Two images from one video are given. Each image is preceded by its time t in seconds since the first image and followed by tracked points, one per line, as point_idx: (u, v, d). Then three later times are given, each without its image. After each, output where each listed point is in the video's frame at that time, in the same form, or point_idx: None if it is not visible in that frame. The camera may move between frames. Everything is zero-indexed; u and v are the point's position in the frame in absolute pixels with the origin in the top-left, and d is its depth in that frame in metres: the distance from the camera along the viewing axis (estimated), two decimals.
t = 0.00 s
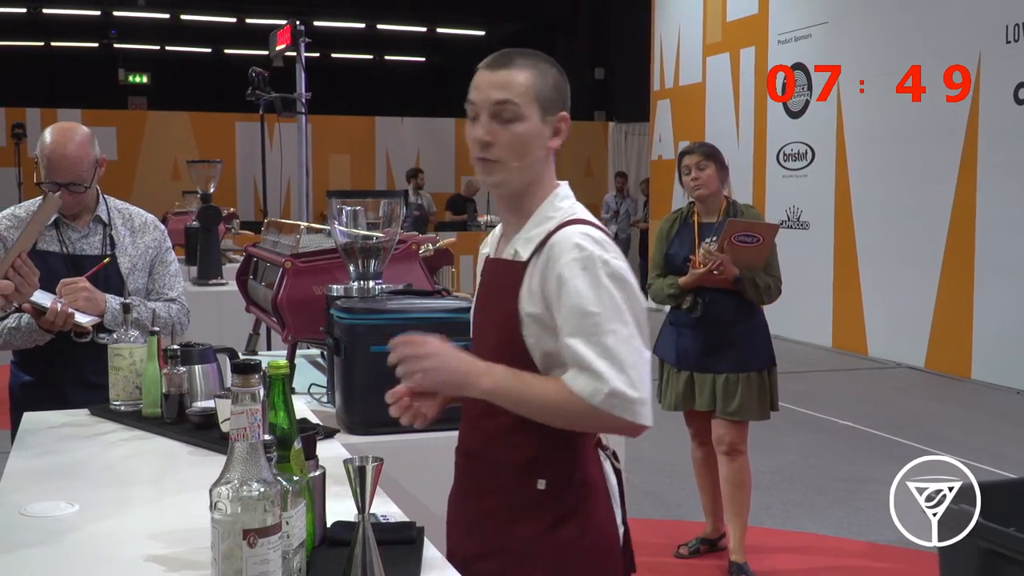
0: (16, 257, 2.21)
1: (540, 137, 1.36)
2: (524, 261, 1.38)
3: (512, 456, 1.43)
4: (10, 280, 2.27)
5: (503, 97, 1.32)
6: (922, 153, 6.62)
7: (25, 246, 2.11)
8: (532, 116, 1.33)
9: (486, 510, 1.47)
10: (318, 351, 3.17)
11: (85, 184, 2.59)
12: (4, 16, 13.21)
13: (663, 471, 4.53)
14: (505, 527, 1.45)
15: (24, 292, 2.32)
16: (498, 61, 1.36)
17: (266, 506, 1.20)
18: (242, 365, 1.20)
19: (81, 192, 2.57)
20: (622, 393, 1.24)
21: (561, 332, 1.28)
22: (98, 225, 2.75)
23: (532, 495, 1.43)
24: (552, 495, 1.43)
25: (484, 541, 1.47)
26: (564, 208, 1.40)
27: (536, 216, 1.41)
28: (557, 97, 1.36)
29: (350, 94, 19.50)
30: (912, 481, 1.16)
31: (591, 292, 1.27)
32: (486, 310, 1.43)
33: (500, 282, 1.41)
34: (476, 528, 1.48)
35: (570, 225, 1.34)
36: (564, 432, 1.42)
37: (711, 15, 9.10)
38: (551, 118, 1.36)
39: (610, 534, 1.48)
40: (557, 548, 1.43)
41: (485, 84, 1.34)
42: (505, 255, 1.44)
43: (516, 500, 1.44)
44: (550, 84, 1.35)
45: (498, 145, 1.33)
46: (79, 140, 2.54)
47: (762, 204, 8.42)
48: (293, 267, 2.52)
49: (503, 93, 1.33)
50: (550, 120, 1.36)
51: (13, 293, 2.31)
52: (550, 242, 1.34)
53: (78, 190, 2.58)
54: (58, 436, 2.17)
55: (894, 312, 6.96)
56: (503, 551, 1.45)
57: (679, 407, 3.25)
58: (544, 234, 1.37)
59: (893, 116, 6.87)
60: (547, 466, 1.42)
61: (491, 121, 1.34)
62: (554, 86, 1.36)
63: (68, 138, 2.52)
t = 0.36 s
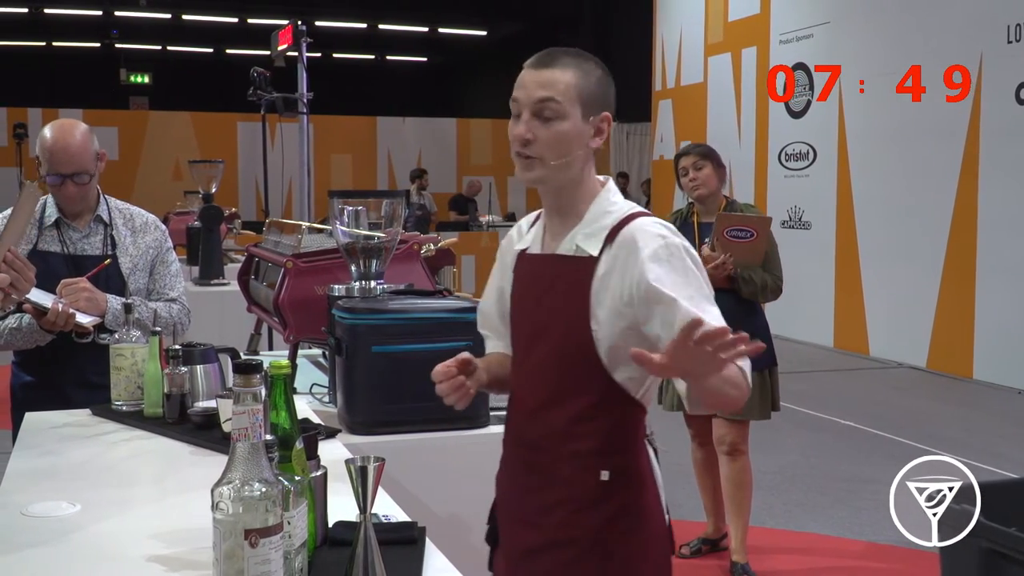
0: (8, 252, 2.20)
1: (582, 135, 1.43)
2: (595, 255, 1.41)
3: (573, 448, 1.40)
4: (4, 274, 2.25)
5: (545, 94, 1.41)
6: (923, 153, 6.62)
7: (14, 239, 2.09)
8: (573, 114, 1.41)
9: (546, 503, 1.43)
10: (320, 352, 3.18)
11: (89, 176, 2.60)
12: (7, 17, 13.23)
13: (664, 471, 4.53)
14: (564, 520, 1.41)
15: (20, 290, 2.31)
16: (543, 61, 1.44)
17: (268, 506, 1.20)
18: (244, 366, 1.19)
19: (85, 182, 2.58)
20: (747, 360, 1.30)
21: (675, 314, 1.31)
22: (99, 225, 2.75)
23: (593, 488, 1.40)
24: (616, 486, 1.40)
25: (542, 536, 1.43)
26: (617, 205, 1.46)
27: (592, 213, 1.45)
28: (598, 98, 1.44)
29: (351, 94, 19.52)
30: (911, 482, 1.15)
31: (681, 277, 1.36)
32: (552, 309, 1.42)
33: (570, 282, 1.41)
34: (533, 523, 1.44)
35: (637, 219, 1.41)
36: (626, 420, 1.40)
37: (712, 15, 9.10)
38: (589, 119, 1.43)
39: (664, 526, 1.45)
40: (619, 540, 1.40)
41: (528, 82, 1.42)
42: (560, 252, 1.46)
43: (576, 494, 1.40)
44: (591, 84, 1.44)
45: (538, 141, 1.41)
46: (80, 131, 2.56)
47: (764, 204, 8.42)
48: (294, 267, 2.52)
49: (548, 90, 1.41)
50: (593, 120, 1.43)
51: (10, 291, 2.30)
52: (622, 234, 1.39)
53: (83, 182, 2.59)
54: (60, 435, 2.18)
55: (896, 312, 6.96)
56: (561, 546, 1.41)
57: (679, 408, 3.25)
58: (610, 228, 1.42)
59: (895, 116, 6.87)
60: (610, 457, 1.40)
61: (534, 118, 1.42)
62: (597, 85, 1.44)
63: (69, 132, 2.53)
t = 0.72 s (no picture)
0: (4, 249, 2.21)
1: (599, 129, 1.50)
2: (613, 252, 1.48)
3: (598, 442, 1.51)
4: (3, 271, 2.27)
5: (561, 87, 1.52)
6: (924, 153, 6.62)
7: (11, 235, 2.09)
8: (586, 107, 1.50)
9: (573, 493, 1.54)
10: (322, 351, 3.18)
11: (99, 157, 2.65)
12: (8, 17, 13.24)
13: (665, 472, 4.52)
14: (587, 510, 1.52)
15: (19, 288, 2.33)
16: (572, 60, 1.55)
17: (269, 506, 1.20)
18: (245, 366, 1.18)
19: (96, 157, 2.62)
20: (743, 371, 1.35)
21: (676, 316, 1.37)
22: (100, 225, 2.74)
23: (615, 481, 1.50)
24: (637, 480, 1.50)
25: (569, 523, 1.55)
26: (648, 201, 1.51)
27: (620, 207, 1.52)
28: (620, 97, 1.51)
29: (352, 94, 19.53)
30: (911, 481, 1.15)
31: (693, 277, 1.40)
32: (581, 303, 1.52)
33: (594, 277, 1.50)
34: (563, 511, 1.56)
35: (660, 214, 1.46)
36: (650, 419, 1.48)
37: (714, 15, 9.10)
38: (608, 116, 1.50)
39: (685, 521, 1.55)
40: (638, 532, 1.51)
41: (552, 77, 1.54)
42: (590, 247, 1.54)
43: (601, 486, 1.51)
44: (613, 84, 1.50)
45: (555, 132, 1.52)
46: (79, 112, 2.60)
47: (765, 204, 8.41)
48: (295, 267, 2.52)
49: (565, 84, 1.52)
50: (612, 117, 1.50)
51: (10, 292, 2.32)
52: (641, 230, 1.45)
53: (94, 162, 2.63)
54: (62, 435, 2.18)
55: (897, 311, 6.96)
56: (585, 533, 1.53)
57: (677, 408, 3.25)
58: (631, 225, 1.48)
59: (895, 116, 6.87)
60: (632, 452, 1.49)
61: (554, 109, 1.53)
62: (620, 85, 1.51)
63: (74, 114, 2.59)
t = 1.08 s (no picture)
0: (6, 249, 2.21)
1: (609, 131, 1.50)
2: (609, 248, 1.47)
3: (597, 439, 1.51)
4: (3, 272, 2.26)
5: (572, 92, 1.52)
6: (925, 153, 6.62)
7: (12, 234, 2.09)
8: (595, 109, 1.49)
9: (574, 490, 1.54)
10: (322, 351, 3.18)
11: (103, 155, 2.65)
12: (9, 17, 13.25)
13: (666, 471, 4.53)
14: (586, 507, 1.53)
15: (19, 288, 2.33)
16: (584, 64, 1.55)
17: (269, 506, 1.20)
18: (245, 365, 1.18)
19: (101, 154, 2.62)
20: (694, 371, 1.30)
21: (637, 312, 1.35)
22: (102, 224, 2.74)
23: (614, 479, 1.50)
24: (635, 480, 1.49)
25: (569, 520, 1.55)
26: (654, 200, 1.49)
27: (626, 204, 1.50)
28: (627, 97, 1.50)
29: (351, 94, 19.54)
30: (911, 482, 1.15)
31: (665, 273, 1.34)
32: (584, 298, 1.53)
33: (592, 274, 1.49)
34: (565, 508, 1.56)
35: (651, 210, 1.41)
36: (647, 419, 1.47)
37: (714, 15, 9.10)
38: (618, 118, 1.49)
39: (688, 524, 1.53)
40: (634, 531, 1.50)
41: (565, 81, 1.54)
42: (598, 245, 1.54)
43: (600, 483, 1.51)
44: (620, 85, 1.50)
45: (567, 135, 1.52)
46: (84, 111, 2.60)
47: (765, 204, 8.41)
48: (296, 267, 2.52)
49: (575, 89, 1.52)
50: (620, 118, 1.49)
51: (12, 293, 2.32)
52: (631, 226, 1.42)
53: (99, 160, 2.63)
54: (62, 435, 2.18)
55: (898, 311, 6.96)
56: (584, 530, 1.53)
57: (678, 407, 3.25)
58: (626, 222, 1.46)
59: (896, 116, 6.87)
60: (631, 452, 1.49)
61: (566, 113, 1.53)
62: (628, 87, 1.50)
63: (78, 112, 2.60)
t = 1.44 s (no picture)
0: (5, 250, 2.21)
1: (595, 132, 1.47)
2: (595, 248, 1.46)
3: (577, 441, 1.50)
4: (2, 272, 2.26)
5: (555, 97, 1.50)
6: (925, 153, 6.62)
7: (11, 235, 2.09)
8: (581, 111, 1.47)
9: (553, 493, 1.52)
10: (322, 351, 3.18)
11: (105, 158, 2.65)
12: (9, 17, 13.24)
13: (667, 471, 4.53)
14: (565, 510, 1.51)
15: (19, 289, 2.33)
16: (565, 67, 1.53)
17: (270, 506, 1.20)
18: (247, 365, 1.18)
19: (102, 159, 2.62)
20: (643, 383, 1.30)
21: (605, 315, 1.36)
22: (103, 223, 2.74)
23: (593, 483, 1.48)
24: (613, 484, 1.47)
25: (548, 523, 1.53)
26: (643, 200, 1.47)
27: (616, 207, 1.48)
28: (612, 97, 1.47)
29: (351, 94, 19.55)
30: (911, 482, 1.15)
31: (635, 279, 1.34)
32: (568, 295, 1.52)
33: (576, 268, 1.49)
34: (544, 511, 1.54)
35: (641, 214, 1.41)
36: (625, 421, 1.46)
37: (715, 15, 9.10)
38: (603, 119, 1.47)
39: (670, 529, 1.50)
40: (613, 535, 1.48)
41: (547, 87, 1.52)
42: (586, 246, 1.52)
43: (579, 487, 1.49)
44: (603, 85, 1.47)
45: (554, 140, 1.49)
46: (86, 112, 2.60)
47: (766, 204, 8.41)
48: (296, 267, 2.52)
49: (558, 93, 1.50)
50: (606, 119, 1.47)
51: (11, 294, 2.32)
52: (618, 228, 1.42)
53: (100, 163, 2.64)
54: (63, 436, 2.18)
55: (898, 311, 6.95)
56: (564, 534, 1.51)
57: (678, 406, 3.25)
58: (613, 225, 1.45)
59: (897, 116, 6.87)
60: (609, 454, 1.47)
61: (551, 119, 1.51)
62: (611, 87, 1.47)
63: (81, 114, 2.60)
